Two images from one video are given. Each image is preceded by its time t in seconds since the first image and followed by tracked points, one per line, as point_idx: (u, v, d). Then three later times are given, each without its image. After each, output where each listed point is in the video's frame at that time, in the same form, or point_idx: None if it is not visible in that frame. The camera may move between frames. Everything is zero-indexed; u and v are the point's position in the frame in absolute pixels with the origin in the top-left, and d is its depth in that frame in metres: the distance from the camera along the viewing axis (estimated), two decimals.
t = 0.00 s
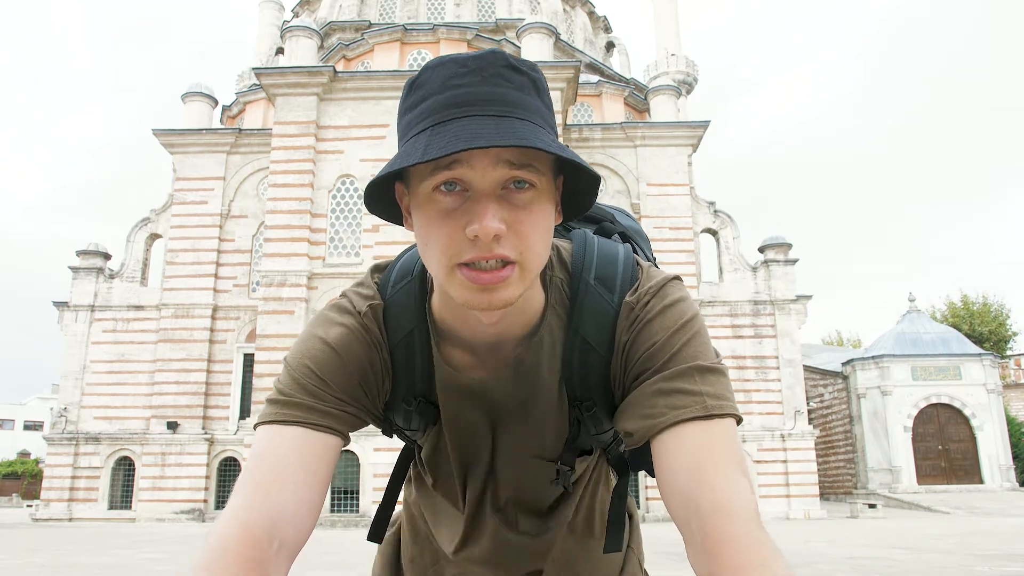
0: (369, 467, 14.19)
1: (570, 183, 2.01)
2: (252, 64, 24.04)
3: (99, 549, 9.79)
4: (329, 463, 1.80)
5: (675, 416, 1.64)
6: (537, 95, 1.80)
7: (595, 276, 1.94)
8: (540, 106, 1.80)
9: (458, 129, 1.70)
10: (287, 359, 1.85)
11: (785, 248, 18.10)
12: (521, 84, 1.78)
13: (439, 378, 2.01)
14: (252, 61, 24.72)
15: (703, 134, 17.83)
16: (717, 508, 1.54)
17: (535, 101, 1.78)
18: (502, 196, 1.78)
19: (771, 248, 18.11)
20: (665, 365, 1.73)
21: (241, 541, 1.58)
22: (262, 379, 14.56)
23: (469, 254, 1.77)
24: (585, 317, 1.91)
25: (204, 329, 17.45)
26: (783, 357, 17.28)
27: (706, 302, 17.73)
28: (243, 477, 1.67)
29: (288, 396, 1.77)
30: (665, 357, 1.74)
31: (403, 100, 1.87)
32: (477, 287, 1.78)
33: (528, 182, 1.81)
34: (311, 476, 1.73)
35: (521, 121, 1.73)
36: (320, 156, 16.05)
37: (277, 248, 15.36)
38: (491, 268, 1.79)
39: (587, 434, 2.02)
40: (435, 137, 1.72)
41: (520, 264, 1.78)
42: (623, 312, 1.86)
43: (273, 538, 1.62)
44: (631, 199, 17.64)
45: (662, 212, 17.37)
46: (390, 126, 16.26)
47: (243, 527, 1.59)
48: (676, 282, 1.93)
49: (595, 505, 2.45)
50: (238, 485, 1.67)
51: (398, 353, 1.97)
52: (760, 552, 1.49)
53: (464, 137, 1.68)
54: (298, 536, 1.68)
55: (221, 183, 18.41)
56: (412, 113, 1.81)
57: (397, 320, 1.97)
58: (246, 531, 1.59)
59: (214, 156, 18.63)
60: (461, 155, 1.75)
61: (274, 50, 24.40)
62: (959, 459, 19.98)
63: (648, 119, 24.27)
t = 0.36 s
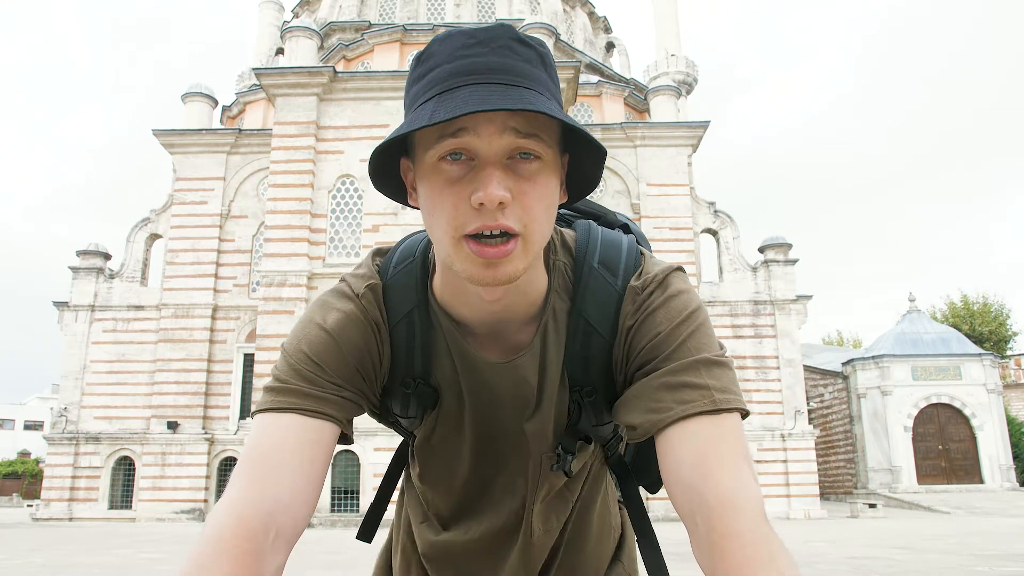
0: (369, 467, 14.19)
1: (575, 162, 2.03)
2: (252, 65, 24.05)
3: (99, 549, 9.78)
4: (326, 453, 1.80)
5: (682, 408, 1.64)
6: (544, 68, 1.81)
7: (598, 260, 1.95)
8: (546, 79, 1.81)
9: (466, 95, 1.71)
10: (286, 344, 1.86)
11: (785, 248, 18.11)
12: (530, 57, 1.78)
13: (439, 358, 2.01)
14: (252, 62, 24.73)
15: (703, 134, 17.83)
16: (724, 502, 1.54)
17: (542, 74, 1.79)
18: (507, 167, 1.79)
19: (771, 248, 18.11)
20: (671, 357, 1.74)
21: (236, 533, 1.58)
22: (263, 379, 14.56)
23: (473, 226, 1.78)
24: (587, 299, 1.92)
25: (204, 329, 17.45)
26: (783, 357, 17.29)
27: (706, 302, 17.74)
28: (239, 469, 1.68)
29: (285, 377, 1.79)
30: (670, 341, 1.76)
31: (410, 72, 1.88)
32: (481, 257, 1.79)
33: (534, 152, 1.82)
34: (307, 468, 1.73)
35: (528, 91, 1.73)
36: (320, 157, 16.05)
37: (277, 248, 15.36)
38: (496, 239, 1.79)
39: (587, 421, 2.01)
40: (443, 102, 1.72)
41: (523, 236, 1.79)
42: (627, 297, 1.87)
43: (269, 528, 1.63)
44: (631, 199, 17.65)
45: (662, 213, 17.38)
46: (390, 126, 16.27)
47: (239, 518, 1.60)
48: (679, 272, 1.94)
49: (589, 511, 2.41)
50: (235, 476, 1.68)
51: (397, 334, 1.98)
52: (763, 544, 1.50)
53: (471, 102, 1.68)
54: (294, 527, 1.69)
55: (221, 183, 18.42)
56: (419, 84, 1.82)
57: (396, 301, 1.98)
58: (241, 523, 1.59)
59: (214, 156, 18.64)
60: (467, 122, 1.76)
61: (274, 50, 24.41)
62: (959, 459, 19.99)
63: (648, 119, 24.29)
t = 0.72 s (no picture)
0: (369, 467, 14.20)
1: (567, 161, 2.03)
2: (252, 64, 24.05)
3: (98, 549, 9.78)
4: (319, 452, 1.80)
5: (676, 409, 1.64)
6: (535, 67, 1.80)
7: (593, 258, 1.95)
8: (536, 78, 1.80)
9: (455, 95, 1.70)
10: (278, 345, 1.86)
11: (785, 248, 18.11)
12: (519, 56, 1.78)
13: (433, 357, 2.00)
14: (253, 61, 24.73)
15: (703, 134, 17.82)
16: (720, 501, 1.53)
17: (532, 72, 1.78)
18: (498, 166, 1.78)
19: (771, 248, 18.11)
20: (665, 356, 1.73)
21: (228, 534, 1.57)
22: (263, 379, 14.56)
23: (464, 225, 1.77)
24: (582, 298, 1.92)
25: (204, 329, 17.44)
26: (783, 357, 17.27)
27: (706, 302, 17.72)
28: (231, 468, 1.68)
29: (277, 379, 1.78)
30: (663, 340, 1.75)
31: (399, 72, 1.88)
32: (472, 257, 1.78)
33: (524, 152, 1.81)
34: (299, 467, 1.72)
35: (518, 90, 1.73)
36: (320, 156, 16.05)
37: (277, 248, 15.36)
38: (487, 237, 1.79)
39: (582, 420, 2.00)
40: (432, 102, 1.72)
41: (514, 235, 1.78)
42: (621, 295, 1.87)
43: (262, 529, 1.62)
44: (631, 199, 17.64)
45: (662, 212, 17.37)
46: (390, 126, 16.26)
47: (230, 520, 1.59)
48: (673, 271, 1.94)
49: (590, 514, 2.40)
50: (227, 477, 1.68)
51: (390, 334, 1.97)
52: (760, 545, 1.49)
53: (460, 101, 1.68)
54: (287, 526, 1.68)
55: (222, 183, 18.43)
56: (409, 84, 1.81)
57: (389, 301, 1.98)
58: (233, 524, 1.59)
59: (214, 156, 18.63)
60: (457, 122, 1.75)
61: (274, 50, 24.41)
62: (959, 459, 19.98)
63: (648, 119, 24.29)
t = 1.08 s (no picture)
0: (369, 467, 14.20)
1: (550, 162, 2.03)
2: (252, 64, 24.04)
3: (99, 549, 9.78)
4: (316, 456, 1.80)
5: (670, 410, 1.64)
6: (508, 71, 1.81)
7: (583, 258, 1.95)
8: (511, 82, 1.80)
9: (430, 105, 1.70)
10: (272, 354, 1.86)
11: (785, 248, 18.11)
12: (490, 61, 1.78)
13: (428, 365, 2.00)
14: (253, 61, 24.73)
15: (703, 134, 17.82)
16: (716, 500, 1.53)
17: (504, 76, 1.79)
18: (479, 172, 1.78)
19: (771, 248, 18.11)
20: (657, 357, 1.74)
21: (226, 539, 1.57)
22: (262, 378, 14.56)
23: (449, 232, 1.77)
24: (572, 299, 1.92)
25: (204, 329, 17.44)
26: (783, 357, 17.27)
27: (706, 302, 17.72)
28: (229, 472, 1.68)
29: (269, 388, 1.78)
30: (652, 341, 1.75)
31: (374, 85, 1.88)
32: (456, 262, 1.77)
33: (504, 157, 1.81)
34: (295, 471, 1.72)
35: (492, 96, 1.73)
36: (320, 156, 16.05)
37: (277, 248, 15.36)
38: (472, 243, 1.78)
39: (578, 420, 2.00)
40: (406, 115, 1.72)
41: (499, 240, 1.78)
42: (611, 295, 1.87)
43: (259, 533, 1.62)
44: (631, 199, 17.64)
45: (662, 212, 17.37)
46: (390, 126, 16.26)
47: (228, 524, 1.59)
48: (663, 270, 1.94)
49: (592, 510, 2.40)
50: (225, 481, 1.68)
51: (382, 342, 1.98)
52: (756, 543, 1.49)
53: (434, 112, 1.68)
54: (285, 529, 1.68)
55: (222, 183, 18.42)
56: (385, 96, 1.82)
57: (380, 308, 1.98)
58: (230, 529, 1.59)
59: (214, 156, 18.63)
60: (433, 133, 1.75)
61: (274, 50, 24.41)
62: (959, 459, 19.98)
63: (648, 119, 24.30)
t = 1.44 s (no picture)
0: (369, 467, 14.20)
1: (569, 160, 2.03)
2: (252, 64, 24.04)
3: (99, 549, 9.77)
4: (318, 455, 1.80)
5: (680, 410, 1.64)
6: (533, 67, 1.81)
7: (596, 258, 1.95)
8: (535, 78, 1.80)
9: (456, 97, 1.70)
10: (278, 346, 1.86)
11: (785, 248, 18.11)
12: (518, 57, 1.78)
13: (431, 360, 1.97)
14: (252, 61, 24.73)
15: (703, 134, 17.81)
16: (722, 500, 1.53)
17: (530, 73, 1.79)
18: (501, 168, 1.78)
19: (771, 248, 18.11)
20: (665, 358, 1.74)
21: (225, 536, 1.57)
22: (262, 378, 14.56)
23: (467, 226, 1.77)
24: (586, 297, 1.92)
25: (204, 329, 17.44)
26: (783, 357, 17.26)
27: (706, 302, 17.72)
28: (230, 470, 1.68)
29: (280, 379, 1.78)
30: (665, 340, 1.75)
31: (398, 76, 1.88)
32: (477, 257, 1.78)
33: (527, 153, 1.81)
34: (298, 467, 1.72)
35: (519, 91, 1.73)
36: (320, 156, 16.05)
37: (277, 248, 15.36)
38: (493, 238, 1.79)
39: (586, 418, 1.99)
40: (432, 105, 1.72)
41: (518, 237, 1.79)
42: (623, 294, 1.88)
43: (260, 530, 1.62)
44: (631, 199, 17.65)
45: (662, 212, 17.37)
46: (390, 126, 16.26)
47: (228, 522, 1.59)
48: (674, 271, 1.95)
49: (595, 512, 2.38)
50: (225, 478, 1.68)
51: (392, 335, 1.98)
52: (763, 545, 1.49)
53: (461, 104, 1.68)
54: (285, 526, 1.68)
55: (222, 183, 18.42)
56: (409, 86, 1.82)
57: (391, 301, 1.98)
58: (231, 526, 1.59)
59: (214, 156, 18.63)
60: (458, 126, 1.75)
61: (274, 50, 24.42)
62: (959, 459, 19.98)
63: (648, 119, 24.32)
